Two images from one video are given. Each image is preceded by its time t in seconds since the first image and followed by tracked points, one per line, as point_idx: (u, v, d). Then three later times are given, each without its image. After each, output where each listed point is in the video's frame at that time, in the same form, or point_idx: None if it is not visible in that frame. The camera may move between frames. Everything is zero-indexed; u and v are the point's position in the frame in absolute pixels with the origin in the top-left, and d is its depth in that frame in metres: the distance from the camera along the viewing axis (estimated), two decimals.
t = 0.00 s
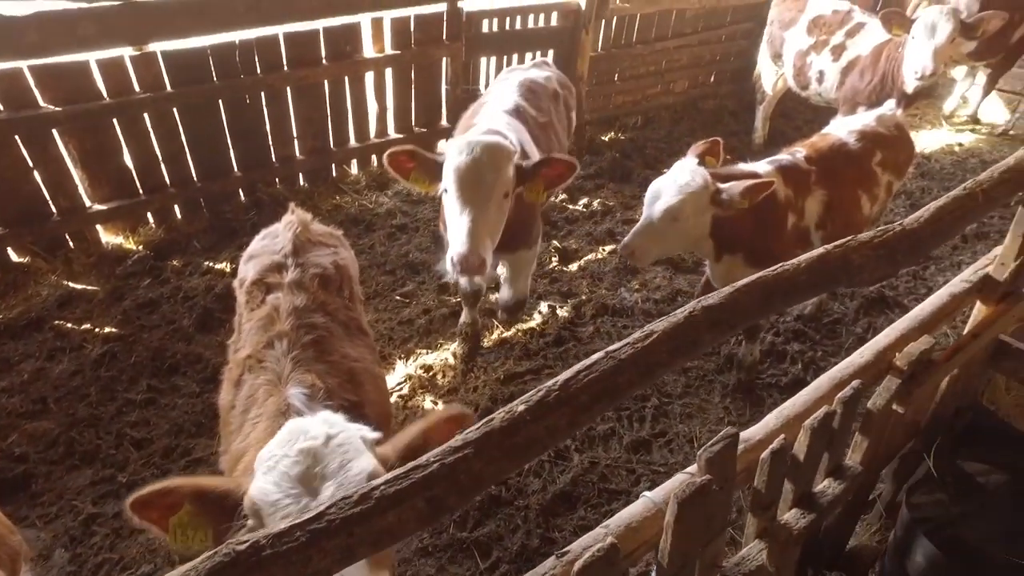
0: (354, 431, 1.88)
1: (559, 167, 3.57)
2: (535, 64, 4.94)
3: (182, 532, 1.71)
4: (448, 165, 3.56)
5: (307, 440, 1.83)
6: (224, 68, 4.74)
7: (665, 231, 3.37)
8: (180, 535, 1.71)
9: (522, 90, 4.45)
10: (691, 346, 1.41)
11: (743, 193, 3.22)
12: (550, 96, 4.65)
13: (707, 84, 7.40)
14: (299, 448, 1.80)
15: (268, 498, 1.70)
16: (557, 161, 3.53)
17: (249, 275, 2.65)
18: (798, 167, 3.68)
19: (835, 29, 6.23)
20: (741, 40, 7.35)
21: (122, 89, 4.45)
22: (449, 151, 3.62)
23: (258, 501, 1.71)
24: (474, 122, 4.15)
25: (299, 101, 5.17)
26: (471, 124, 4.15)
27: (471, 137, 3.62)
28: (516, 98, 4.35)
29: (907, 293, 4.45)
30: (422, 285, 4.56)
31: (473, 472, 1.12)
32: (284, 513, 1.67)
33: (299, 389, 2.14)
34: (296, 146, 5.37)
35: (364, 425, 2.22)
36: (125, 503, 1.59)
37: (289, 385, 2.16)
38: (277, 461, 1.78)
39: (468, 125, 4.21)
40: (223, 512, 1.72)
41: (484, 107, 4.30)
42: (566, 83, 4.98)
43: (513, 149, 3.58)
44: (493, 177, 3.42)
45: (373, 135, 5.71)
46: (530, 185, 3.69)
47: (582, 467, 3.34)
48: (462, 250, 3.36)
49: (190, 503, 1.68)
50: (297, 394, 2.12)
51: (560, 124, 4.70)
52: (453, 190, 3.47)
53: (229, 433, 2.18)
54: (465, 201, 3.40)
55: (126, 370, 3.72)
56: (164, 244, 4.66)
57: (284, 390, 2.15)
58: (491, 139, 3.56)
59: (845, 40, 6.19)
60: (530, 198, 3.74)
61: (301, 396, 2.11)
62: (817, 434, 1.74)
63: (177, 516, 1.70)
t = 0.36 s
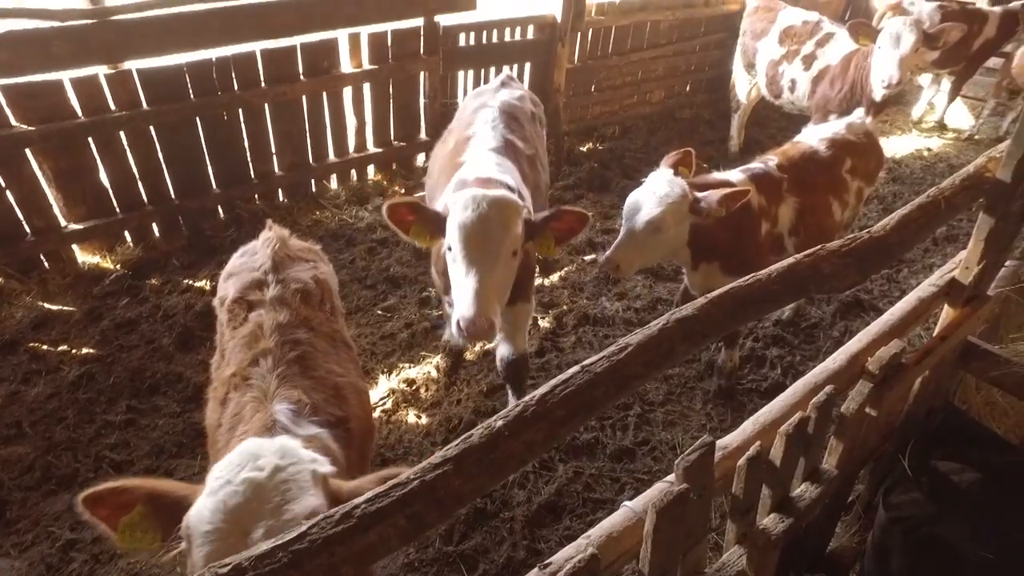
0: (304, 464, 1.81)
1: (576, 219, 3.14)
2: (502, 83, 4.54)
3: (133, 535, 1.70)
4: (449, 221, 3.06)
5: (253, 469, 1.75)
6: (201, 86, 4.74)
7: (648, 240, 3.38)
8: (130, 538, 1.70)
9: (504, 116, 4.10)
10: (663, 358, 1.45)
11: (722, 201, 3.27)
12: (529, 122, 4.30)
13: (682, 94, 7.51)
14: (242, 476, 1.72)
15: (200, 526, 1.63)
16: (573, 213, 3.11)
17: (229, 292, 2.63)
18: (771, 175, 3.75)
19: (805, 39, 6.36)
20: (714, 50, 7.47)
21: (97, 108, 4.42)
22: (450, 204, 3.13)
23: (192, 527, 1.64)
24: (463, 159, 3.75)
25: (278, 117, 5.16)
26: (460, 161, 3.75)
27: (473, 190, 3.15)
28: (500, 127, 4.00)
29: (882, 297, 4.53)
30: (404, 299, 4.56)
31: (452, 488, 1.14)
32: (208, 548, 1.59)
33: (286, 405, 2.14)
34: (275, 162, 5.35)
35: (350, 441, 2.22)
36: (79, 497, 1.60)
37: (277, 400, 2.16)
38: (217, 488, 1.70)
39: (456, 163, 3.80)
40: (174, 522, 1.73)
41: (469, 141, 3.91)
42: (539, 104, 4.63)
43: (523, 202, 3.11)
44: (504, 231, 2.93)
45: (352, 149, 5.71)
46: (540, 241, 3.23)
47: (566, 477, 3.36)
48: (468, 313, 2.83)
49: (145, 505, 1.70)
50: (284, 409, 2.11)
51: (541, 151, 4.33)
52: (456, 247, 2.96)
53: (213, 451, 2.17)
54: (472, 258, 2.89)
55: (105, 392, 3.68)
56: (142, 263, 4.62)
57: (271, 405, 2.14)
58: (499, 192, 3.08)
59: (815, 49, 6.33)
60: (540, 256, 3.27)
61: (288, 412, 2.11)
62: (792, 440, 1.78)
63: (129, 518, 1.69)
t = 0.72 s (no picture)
0: (244, 507, 1.57)
1: (606, 247, 2.91)
2: (481, 110, 4.26)
3: None
4: (468, 248, 2.83)
5: (189, 522, 1.49)
6: (172, 103, 4.70)
7: (647, 254, 3.41)
8: None
9: (495, 145, 3.83)
10: (643, 365, 1.47)
11: (711, 209, 3.34)
12: (517, 149, 4.05)
13: (655, 103, 7.60)
14: (178, 532, 1.46)
15: None
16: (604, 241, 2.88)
17: (207, 309, 2.60)
18: (742, 181, 3.80)
19: (772, 48, 6.49)
20: (685, 60, 7.59)
21: (65, 127, 4.36)
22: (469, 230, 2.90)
23: None
24: (464, 194, 3.46)
25: (251, 133, 5.13)
26: (460, 196, 3.45)
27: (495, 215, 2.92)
28: (495, 156, 3.73)
29: (855, 298, 4.62)
30: (383, 313, 4.55)
31: (436, 501, 1.14)
32: None
33: (263, 423, 2.12)
34: (250, 178, 5.31)
35: (329, 458, 2.21)
36: None
37: (252, 419, 2.13)
38: (148, 548, 1.43)
39: (455, 198, 3.51)
40: None
41: (466, 173, 3.62)
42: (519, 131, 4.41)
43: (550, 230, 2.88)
44: (528, 259, 2.68)
45: (327, 164, 5.69)
46: (569, 271, 3.00)
47: (550, 487, 3.36)
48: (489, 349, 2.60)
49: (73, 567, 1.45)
50: (260, 428, 2.09)
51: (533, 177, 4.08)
52: (475, 277, 2.72)
53: (190, 472, 2.13)
54: (493, 288, 2.65)
55: (77, 416, 3.61)
56: (115, 283, 4.54)
57: (247, 424, 2.12)
58: (524, 218, 2.84)
59: (782, 58, 6.46)
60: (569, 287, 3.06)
61: (265, 430, 2.09)
62: (771, 442, 1.81)
63: None
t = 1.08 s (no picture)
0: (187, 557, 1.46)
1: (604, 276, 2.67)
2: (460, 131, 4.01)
3: None
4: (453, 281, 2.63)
5: None
6: (140, 117, 4.63)
7: (646, 265, 3.41)
8: None
9: (476, 169, 3.60)
10: (625, 369, 1.48)
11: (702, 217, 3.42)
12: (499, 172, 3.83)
13: (627, 110, 7.67)
14: None
15: None
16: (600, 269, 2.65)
17: (180, 325, 2.55)
18: (716, 185, 3.86)
19: (741, 53, 6.58)
20: (655, 66, 7.68)
21: (29, 143, 4.27)
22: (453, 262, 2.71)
23: None
24: (445, 221, 3.20)
25: (222, 146, 5.06)
26: (442, 224, 3.20)
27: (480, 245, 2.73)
28: (477, 182, 3.49)
29: (828, 298, 4.69)
30: (361, 325, 4.51)
31: (420, 514, 1.12)
32: None
33: (239, 441, 2.07)
34: (222, 193, 5.24)
35: (308, 475, 2.18)
36: None
37: (228, 437, 2.09)
38: None
39: (437, 228, 3.25)
40: None
41: (446, 200, 3.37)
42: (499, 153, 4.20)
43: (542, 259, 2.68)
44: (517, 293, 2.47)
45: (301, 177, 5.64)
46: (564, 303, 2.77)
47: (534, 496, 3.34)
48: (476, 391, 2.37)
49: None
50: (236, 446, 2.05)
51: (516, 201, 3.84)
52: (461, 312, 2.50)
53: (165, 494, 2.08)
54: (481, 324, 2.43)
55: (47, 440, 3.51)
56: (84, 302, 4.44)
57: (223, 442, 2.07)
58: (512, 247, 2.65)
59: (750, 63, 6.56)
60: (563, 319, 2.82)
61: (241, 449, 2.05)
62: (753, 443, 1.82)
63: None
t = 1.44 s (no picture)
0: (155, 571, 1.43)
1: (581, 318, 2.48)
2: (435, 155, 3.87)
3: None
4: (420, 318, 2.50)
5: None
6: (112, 135, 4.57)
7: (636, 273, 3.45)
8: None
9: (451, 196, 3.45)
10: (606, 379, 1.48)
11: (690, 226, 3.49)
12: (477, 197, 3.69)
13: (603, 120, 7.74)
14: None
15: None
16: (577, 311, 2.47)
17: (156, 346, 2.51)
18: (695, 194, 3.91)
19: (713, 63, 6.67)
20: (630, 76, 7.75)
21: None
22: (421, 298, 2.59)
23: None
24: (419, 255, 3.05)
25: (197, 162, 5.01)
26: (416, 258, 3.04)
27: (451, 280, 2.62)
28: (453, 211, 3.34)
29: (805, 302, 4.75)
30: (341, 340, 4.48)
31: (404, 530, 1.11)
32: None
33: (216, 462, 2.04)
34: (198, 209, 5.18)
35: (288, 495, 2.15)
36: None
37: (205, 458, 2.05)
38: None
39: (410, 262, 3.09)
40: None
41: (420, 231, 3.21)
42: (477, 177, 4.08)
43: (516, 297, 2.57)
44: (486, 334, 2.34)
45: (278, 192, 5.60)
46: (538, 346, 2.60)
47: (519, 507, 3.33)
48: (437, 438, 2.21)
49: None
50: (214, 468, 2.01)
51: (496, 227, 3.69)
52: (426, 352, 2.36)
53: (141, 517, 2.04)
54: (445, 365, 2.29)
55: (20, 466, 3.43)
56: (56, 323, 4.35)
57: (200, 464, 2.04)
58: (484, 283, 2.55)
59: (722, 72, 6.66)
60: (539, 362, 2.64)
61: (218, 470, 2.02)
62: (734, 449, 1.83)
63: None
